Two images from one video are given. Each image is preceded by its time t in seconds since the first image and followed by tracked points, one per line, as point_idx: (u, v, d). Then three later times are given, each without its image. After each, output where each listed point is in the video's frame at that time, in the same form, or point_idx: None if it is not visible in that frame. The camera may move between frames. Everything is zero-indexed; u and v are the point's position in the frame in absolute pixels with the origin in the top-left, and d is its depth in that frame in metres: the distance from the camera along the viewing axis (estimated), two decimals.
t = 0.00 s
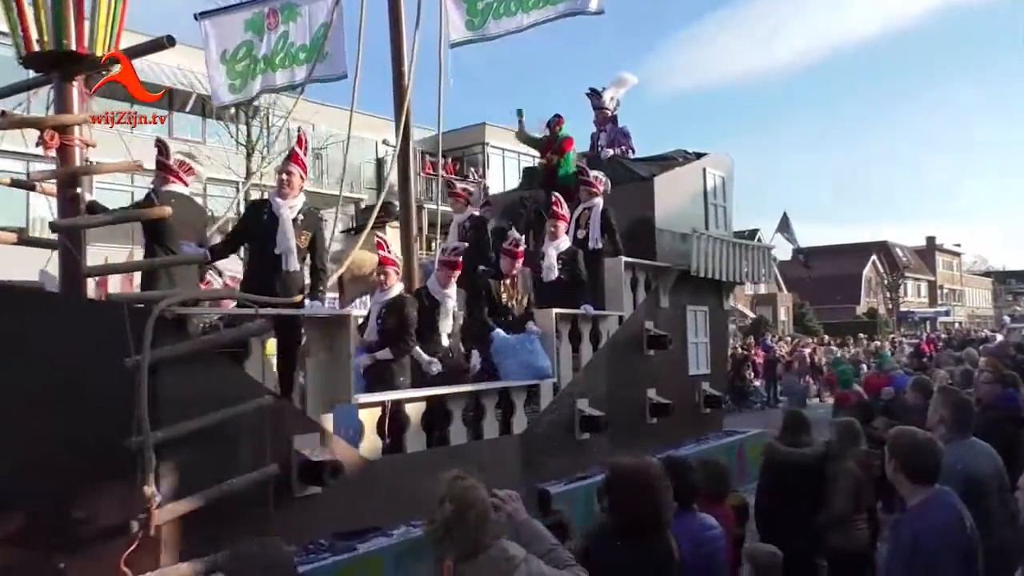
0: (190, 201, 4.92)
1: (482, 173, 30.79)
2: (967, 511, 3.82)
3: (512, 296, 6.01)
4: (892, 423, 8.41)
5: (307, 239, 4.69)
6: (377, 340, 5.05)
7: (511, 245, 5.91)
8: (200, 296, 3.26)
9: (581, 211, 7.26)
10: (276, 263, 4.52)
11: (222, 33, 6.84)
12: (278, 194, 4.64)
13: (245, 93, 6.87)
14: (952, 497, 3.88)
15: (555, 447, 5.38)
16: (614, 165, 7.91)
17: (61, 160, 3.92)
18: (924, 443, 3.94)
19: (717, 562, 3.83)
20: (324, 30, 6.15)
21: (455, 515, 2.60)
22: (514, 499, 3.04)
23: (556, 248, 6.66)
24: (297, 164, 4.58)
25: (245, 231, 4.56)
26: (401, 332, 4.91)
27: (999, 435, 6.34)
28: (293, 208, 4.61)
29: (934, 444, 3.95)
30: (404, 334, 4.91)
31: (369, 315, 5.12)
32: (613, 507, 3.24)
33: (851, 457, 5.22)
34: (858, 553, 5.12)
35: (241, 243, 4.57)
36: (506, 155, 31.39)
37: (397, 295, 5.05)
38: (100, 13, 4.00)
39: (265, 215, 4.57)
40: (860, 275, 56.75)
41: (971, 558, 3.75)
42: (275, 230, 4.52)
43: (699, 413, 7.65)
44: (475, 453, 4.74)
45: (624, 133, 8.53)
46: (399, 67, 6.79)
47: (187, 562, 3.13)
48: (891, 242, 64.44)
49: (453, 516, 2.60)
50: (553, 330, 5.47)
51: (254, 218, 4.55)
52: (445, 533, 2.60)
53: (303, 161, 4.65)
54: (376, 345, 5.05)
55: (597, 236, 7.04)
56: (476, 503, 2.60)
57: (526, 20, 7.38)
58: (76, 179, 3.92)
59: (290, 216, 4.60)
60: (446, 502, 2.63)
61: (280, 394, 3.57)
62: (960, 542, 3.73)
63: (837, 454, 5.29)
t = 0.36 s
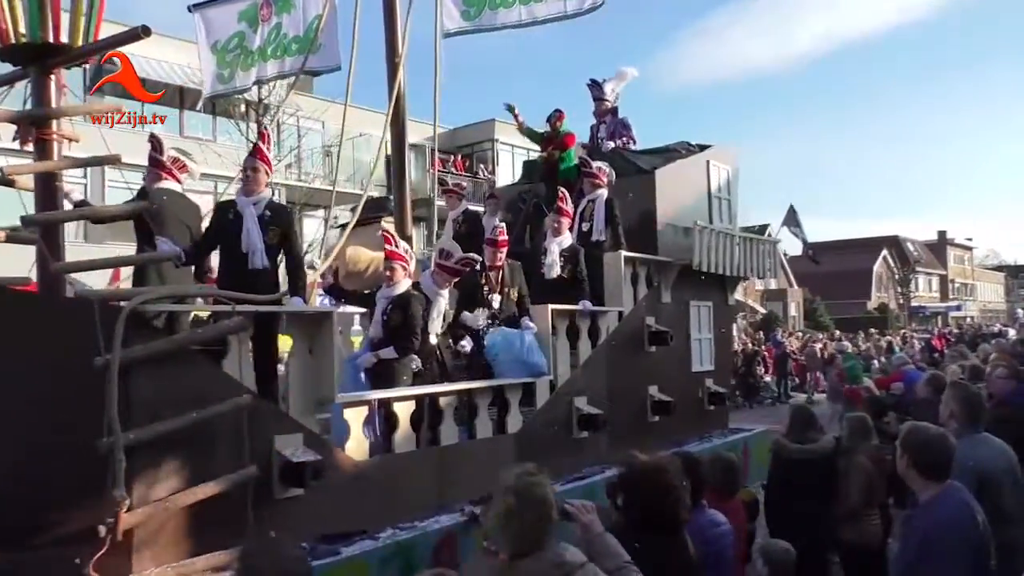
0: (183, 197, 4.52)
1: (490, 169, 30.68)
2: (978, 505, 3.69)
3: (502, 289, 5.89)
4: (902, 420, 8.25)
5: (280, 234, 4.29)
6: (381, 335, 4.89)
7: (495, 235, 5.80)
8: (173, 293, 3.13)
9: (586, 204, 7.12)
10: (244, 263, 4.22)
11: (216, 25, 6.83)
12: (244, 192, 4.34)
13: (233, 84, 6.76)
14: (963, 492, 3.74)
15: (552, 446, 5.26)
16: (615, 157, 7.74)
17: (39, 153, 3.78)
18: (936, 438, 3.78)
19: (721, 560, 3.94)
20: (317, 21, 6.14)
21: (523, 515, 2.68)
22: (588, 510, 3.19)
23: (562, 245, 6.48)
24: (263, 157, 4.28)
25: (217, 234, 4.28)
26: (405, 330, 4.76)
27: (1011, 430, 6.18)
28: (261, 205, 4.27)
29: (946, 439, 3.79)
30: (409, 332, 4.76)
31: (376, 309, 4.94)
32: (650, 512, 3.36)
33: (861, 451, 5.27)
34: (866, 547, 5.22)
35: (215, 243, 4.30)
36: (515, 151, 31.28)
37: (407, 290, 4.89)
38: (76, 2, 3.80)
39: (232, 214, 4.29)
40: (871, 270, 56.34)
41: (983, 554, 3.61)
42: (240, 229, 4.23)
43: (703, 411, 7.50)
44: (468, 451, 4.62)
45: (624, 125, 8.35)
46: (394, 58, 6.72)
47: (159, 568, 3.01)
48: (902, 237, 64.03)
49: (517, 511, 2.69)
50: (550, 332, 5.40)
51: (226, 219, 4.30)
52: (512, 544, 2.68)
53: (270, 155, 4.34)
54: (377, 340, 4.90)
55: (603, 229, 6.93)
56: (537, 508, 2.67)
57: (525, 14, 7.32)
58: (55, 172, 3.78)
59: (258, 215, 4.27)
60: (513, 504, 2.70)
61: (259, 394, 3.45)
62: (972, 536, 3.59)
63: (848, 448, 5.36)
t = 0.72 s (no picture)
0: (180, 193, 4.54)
1: (510, 166, 30.55)
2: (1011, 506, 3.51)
3: (518, 283, 5.87)
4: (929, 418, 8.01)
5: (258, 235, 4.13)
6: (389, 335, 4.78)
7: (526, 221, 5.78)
8: (160, 292, 3.05)
9: (603, 199, 6.98)
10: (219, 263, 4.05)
11: (218, 21, 6.78)
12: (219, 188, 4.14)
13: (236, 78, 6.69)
14: (994, 491, 3.56)
15: (560, 446, 5.13)
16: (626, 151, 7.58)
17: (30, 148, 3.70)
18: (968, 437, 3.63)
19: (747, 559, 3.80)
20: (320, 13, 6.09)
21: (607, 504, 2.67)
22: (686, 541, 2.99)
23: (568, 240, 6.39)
24: (237, 153, 4.10)
25: (194, 237, 4.07)
26: (416, 329, 4.65)
27: None
28: (238, 202, 4.10)
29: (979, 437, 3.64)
30: (422, 330, 4.65)
31: (383, 308, 4.82)
32: (671, 514, 3.24)
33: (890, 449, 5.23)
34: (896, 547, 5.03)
35: (197, 243, 4.07)
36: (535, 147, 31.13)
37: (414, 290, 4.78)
38: None
39: (208, 213, 4.09)
40: (897, 266, 55.53)
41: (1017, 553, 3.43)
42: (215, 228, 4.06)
43: (720, 410, 7.33)
44: (472, 453, 4.51)
45: (633, 118, 8.18)
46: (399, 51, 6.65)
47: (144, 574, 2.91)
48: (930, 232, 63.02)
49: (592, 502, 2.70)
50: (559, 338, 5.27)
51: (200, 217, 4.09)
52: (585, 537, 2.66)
53: (247, 150, 4.15)
54: (383, 341, 4.77)
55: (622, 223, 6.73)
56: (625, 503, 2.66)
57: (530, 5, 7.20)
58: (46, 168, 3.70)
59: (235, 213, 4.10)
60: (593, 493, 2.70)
61: (249, 395, 3.36)
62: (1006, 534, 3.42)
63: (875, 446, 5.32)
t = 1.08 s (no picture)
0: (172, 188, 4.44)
1: (539, 163, 30.42)
2: None
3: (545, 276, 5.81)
4: (968, 417, 7.72)
5: (252, 231, 4.03)
6: (394, 336, 4.67)
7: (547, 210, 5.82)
8: (151, 290, 2.98)
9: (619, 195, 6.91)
10: (212, 260, 3.96)
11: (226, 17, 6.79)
12: (212, 185, 4.04)
13: (244, 75, 6.64)
14: None
15: (573, 447, 5.00)
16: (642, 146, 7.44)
17: (25, 144, 3.66)
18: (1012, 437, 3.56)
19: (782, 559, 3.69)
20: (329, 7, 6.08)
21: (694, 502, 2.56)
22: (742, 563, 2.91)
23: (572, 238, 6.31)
24: (229, 148, 3.97)
25: (188, 234, 3.98)
26: (423, 329, 4.62)
27: None
28: (231, 198, 4.00)
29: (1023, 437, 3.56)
30: (427, 331, 4.62)
31: (387, 308, 4.74)
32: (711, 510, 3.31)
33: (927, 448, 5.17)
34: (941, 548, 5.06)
35: (188, 243, 3.98)
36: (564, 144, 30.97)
37: (419, 289, 4.71)
38: None
39: (202, 210, 4.00)
40: (935, 262, 54.41)
41: None
42: (209, 225, 3.97)
43: (745, 411, 7.12)
44: (480, 453, 4.40)
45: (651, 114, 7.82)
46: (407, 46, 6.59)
47: None
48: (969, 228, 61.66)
49: (672, 494, 2.61)
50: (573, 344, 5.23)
51: (192, 213, 4.00)
52: (657, 531, 2.56)
53: (239, 147, 4.04)
54: (388, 343, 4.67)
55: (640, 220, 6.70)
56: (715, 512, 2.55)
57: None
58: (43, 165, 3.66)
59: (230, 209, 4.01)
60: (676, 486, 2.61)
61: (246, 395, 3.28)
62: None
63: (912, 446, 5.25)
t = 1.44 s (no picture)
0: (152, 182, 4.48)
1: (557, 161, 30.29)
2: None
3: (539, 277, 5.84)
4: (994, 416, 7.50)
5: (234, 228, 4.09)
6: (374, 336, 4.74)
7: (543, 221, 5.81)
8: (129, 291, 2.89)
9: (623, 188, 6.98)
10: (197, 256, 4.07)
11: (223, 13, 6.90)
12: (194, 182, 4.10)
13: (242, 72, 6.77)
14: None
15: (577, 450, 4.86)
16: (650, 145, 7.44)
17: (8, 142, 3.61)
18: None
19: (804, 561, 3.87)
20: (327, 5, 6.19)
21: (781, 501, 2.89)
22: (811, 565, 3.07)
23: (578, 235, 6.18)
24: (211, 145, 3.97)
25: (174, 232, 4.10)
26: (404, 327, 4.75)
27: None
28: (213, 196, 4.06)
29: None
30: (407, 329, 4.76)
31: (366, 306, 4.81)
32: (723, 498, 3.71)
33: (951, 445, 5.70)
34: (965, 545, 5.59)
35: (177, 238, 4.11)
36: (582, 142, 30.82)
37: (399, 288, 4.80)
38: None
39: (186, 207, 4.11)
40: (960, 257, 53.60)
41: None
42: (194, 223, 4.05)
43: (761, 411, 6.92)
44: (478, 457, 4.28)
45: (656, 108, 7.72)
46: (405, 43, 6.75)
47: None
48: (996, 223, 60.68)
49: (758, 496, 2.91)
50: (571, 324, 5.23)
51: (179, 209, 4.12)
52: (741, 531, 2.86)
53: (221, 142, 4.03)
54: (370, 344, 4.73)
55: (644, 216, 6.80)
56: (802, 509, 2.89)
57: None
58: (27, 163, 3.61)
59: (213, 206, 4.07)
60: (762, 488, 2.91)
61: (229, 399, 3.18)
62: None
63: (938, 444, 5.80)
